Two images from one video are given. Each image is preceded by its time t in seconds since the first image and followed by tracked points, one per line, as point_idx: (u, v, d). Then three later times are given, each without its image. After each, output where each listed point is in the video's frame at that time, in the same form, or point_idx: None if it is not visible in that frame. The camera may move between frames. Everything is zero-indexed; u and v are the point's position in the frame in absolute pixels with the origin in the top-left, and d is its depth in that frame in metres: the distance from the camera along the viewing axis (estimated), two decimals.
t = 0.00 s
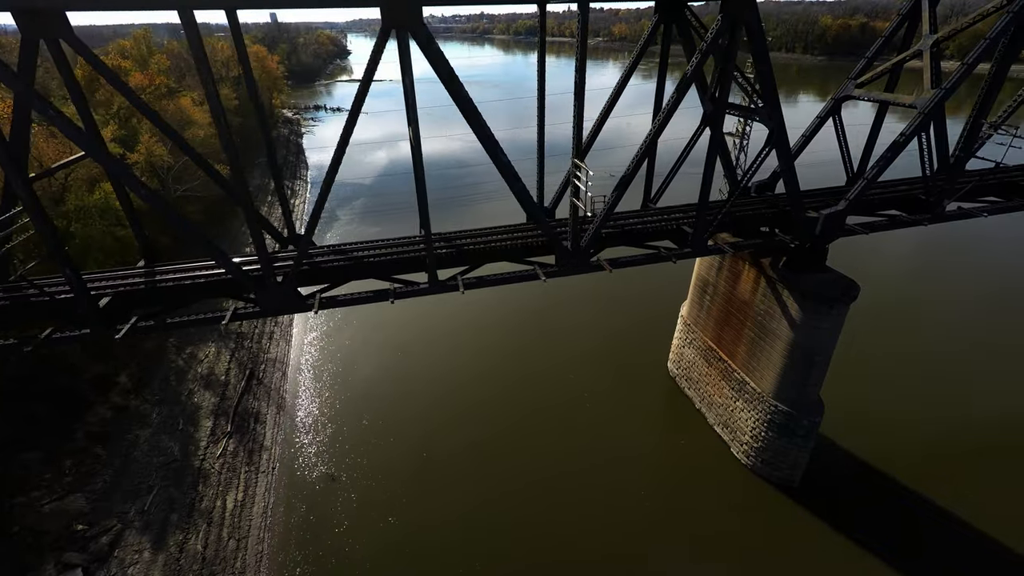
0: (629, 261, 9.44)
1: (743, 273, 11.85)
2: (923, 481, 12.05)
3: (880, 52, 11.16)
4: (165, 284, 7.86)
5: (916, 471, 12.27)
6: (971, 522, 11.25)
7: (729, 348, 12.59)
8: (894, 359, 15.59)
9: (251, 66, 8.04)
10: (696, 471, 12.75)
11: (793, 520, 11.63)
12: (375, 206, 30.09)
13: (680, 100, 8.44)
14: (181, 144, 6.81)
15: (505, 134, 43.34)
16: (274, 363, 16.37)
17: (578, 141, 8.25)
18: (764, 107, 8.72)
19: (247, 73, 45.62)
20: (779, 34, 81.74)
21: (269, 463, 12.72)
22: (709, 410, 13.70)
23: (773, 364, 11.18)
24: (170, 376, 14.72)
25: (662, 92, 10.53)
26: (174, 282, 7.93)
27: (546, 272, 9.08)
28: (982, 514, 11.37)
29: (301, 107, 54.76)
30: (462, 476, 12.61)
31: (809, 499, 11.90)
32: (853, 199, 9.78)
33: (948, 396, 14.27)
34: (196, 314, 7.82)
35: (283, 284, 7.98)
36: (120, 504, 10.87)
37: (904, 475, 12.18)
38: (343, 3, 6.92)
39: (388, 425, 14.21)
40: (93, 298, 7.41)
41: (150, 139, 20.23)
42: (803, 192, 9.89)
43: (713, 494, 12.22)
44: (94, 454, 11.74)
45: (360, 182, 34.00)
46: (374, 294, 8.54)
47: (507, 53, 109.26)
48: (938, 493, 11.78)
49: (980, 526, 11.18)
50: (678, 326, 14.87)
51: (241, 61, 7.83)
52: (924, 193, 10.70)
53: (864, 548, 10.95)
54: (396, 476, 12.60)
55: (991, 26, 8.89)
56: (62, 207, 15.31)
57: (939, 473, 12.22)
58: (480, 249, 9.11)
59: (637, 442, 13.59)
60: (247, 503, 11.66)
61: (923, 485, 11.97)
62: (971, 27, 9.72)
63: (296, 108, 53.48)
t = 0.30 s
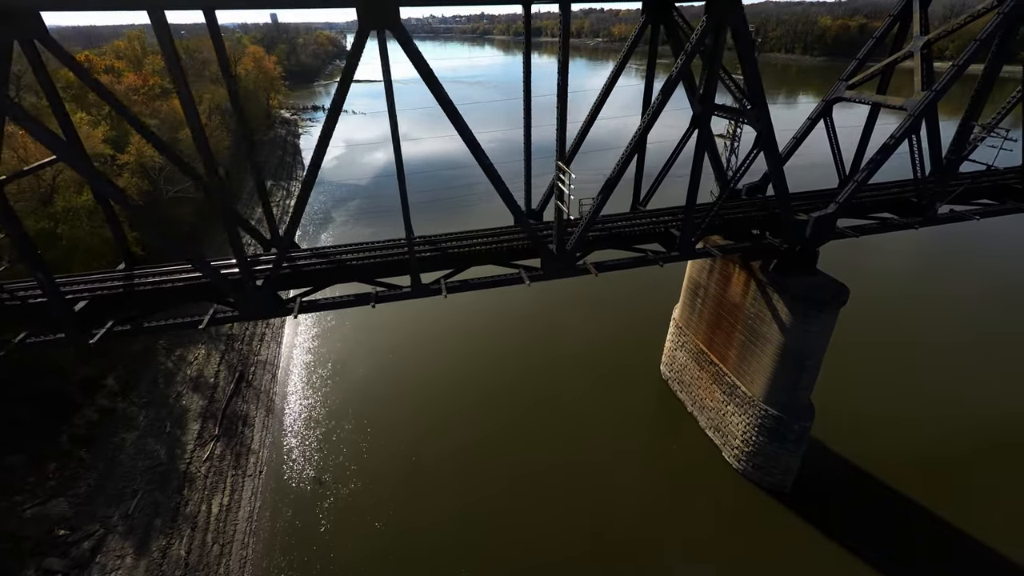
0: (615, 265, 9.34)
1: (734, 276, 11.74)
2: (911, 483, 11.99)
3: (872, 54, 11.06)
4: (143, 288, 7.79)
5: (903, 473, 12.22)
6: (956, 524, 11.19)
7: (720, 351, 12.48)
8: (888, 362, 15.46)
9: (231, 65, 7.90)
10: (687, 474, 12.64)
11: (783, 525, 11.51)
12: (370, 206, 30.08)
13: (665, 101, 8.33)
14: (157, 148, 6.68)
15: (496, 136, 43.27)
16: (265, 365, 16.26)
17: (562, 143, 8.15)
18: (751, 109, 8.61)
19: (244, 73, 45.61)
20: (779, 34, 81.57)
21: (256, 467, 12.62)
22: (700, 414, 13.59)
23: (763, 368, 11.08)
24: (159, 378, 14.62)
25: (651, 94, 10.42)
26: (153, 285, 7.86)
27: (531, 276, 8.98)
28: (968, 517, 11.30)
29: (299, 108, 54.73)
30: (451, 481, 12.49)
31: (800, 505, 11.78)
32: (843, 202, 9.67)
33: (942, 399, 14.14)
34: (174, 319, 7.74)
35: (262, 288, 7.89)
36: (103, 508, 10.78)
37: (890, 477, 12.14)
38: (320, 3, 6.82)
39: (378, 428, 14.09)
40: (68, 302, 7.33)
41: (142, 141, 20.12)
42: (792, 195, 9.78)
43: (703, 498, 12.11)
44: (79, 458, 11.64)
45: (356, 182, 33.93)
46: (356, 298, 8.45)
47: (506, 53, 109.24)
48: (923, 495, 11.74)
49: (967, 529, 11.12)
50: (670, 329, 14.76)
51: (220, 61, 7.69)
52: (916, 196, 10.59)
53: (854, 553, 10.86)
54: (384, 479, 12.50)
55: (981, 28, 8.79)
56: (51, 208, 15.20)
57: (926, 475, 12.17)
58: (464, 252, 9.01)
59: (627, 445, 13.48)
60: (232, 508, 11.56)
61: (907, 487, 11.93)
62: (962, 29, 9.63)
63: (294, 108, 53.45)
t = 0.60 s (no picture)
0: (602, 268, 9.21)
1: (725, 278, 11.61)
2: (900, 486, 11.89)
3: (864, 54, 10.93)
4: (120, 292, 7.66)
5: (893, 475, 12.12)
6: (944, 528, 11.11)
7: (712, 354, 12.36)
8: (883, 364, 15.33)
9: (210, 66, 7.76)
10: (677, 478, 12.52)
11: (774, 530, 11.39)
12: (365, 207, 29.97)
13: (651, 103, 8.23)
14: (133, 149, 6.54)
15: (491, 137, 43.14)
16: (255, 367, 16.13)
17: (546, 145, 8.04)
18: (739, 111, 8.50)
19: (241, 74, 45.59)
20: (779, 34, 81.28)
21: (243, 471, 12.50)
22: (693, 418, 13.46)
23: (754, 372, 10.95)
24: (147, 381, 14.52)
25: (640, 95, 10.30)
26: (131, 289, 7.73)
27: (515, 279, 8.88)
28: (957, 521, 11.21)
29: (297, 108, 54.67)
30: (439, 484, 12.37)
31: (790, 510, 11.65)
32: (834, 205, 9.56)
33: (937, 402, 13.99)
34: (151, 322, 7.60)
35: (242, 292, 7.78)
36: (86, 513, 10.70)
37: (879, 479, 12.05)
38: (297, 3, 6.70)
39: (366, 431, 13.96)
40: (43, 306, 7.20)
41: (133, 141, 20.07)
42: (782, 197, 9.66)
43: (693, 503, 11.98)
44: (63, 462, 11.57)
45: (352, 183, 33.82)
46: (337, 301, 8.35)
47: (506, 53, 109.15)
48: (911, 498, 11.65)
49: (957, 534, 11.01)
50: (663, 331, 14.63)
51: (198, 62, 7.54)
52: (908, 198, 10.45)
53: (843, 558, 10.74)
54: (372, 483, 12.38)
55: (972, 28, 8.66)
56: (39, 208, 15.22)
57: (916, 478, 12.07)
58: (448, 255, 8.90)
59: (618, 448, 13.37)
60: (218, 512, 11.44)
61: (896, 489, 11.84)
62: (953, 30, 9.50)
63: (293, 108, 53.39)
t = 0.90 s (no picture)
0: (588, 272, 9.12)
1: (715, 281, 11.50)
2: (889, 490, 11.79)
3: (855, 55, 10.83)
4: (97, 296, 7.55)
5: (883, 479, 12.01)
6: (933, 532, 11.00)
7: (703, 358, 12.25)
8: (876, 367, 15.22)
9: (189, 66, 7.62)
10: (667, 482, 12.42)
11: (763, 535, 11.29)
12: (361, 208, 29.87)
13: (636, 105, 8.12)
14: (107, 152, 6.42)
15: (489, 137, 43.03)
16: (245, 370, 16.03)
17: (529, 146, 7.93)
18: (725, 113, 8.40)
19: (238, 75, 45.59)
20: (779, 34, 80.99)
21: (230, 475, 12.41)
22: (684, 421, 13.35)
23: (744, 376, 10.84)
24: (135, 384, 14.41)
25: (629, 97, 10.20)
26: (108, 293, 7.63)
27: (499, 283, 8.79)
28: (946, 524, 11.10)
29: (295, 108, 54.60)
30: (427, 489, 12.28)
31: (780, 515, 11.54)
32: (823, 208, 9.46)
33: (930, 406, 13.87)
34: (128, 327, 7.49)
35: (221, 297, 7.67)
36: (69, 518, 10.62)
37: (868, 482, 11.96)
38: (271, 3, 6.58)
39: (356, 434, 13.86)
40: (17, 311, 7.10)
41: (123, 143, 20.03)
42: (771, 200, 9.56)
43: (682, 507, 11.88)
44: (47, 466, 11.49)
45: (348, 184, 33.72)
46: (318, 306, 8.26)
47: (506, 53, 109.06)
48: (900, 501, 11.56)
49: (948, 539, 10.89)
50: (655, 334, 14.53)
51: (176, 63, 7.39)
52: (899, 201, 10.35)
53: (832, 563, 10.63)
54: (359, 486, 12.31)
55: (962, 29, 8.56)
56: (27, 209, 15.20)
57: (906, 481, 11.96)
58: (432, 259, 8.81)
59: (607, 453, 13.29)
60: (203, 517, 11.35)
61: (885, 492, 11.75)
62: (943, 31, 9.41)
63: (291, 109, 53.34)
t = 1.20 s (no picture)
0: (573, 275, 9.00)
1: (705, 284, 11.40)
2: (878, 493, 11.74)
3: (845, 56, 10.73)
4: (73, 300, 7.46)
5: (873, 483, 11.92)
6: (921, 535, 10.96)
7: (693, 361, 12.14)
8: (868, 370, 15.16)
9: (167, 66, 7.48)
10: (656, 485, 12.35)
11: (752, 541, 11.19)
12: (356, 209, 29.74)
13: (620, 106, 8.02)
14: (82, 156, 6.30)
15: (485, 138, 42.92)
16: (235, 372, 15.94)
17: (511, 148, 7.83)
18: (712, 115, 8.29)
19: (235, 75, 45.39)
20: (779, 35, 80.90)
21: (216, 479, 12.31)
22: (675, 425, 13.24)
23: (733, 380, 10.75)
24: (123, 387, 14.28)
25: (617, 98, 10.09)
26: (84, 298, 7.54)
27: (482, 287, 8.66)
28: (933, 527, 11.06)
29: (293, 109, 54.45)
30: (414, 494, 12.18)
31: (769, 520, 11.45)
32: (812, 210, 9.35)
33: (921, 409, 13.81)
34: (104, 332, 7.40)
35: (199, 301, 7.56)
36: (51, 524, 10.53)
37: (857, 485, 11.92)
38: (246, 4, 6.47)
39: (345, 438, 13.76)
40: None
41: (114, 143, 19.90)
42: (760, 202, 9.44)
43: (672, 512, 11.78)
44: (30, 471, 11.39)
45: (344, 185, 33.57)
46: (298, 310, 8.13)
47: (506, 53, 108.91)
48: (888, 503, 11.51)
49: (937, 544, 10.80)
50: (646, 337, 14.42)
51: (153, 63, 7.24)
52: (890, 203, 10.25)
53: (818, 567, 10.59)
54: (347, 490, 12.22)
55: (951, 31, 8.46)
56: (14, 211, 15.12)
57: (895, 483, 11.91)
58: (415, 262, 8.70)
59: (597, 457, 13.18)
60: (188, 522, 11.24)
61: (876, 498, 11.64)
62: (933, 32, 9.30)
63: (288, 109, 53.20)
